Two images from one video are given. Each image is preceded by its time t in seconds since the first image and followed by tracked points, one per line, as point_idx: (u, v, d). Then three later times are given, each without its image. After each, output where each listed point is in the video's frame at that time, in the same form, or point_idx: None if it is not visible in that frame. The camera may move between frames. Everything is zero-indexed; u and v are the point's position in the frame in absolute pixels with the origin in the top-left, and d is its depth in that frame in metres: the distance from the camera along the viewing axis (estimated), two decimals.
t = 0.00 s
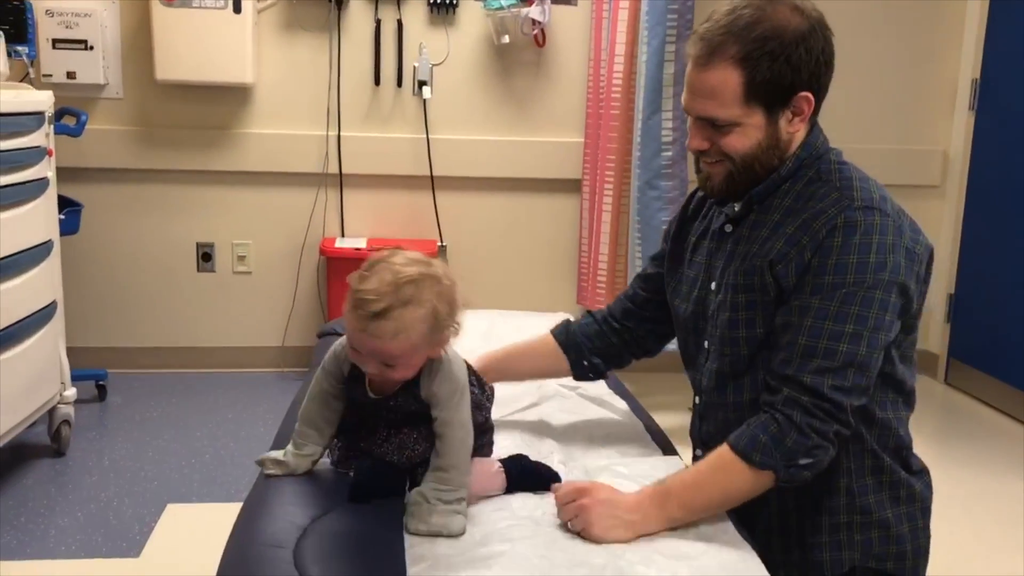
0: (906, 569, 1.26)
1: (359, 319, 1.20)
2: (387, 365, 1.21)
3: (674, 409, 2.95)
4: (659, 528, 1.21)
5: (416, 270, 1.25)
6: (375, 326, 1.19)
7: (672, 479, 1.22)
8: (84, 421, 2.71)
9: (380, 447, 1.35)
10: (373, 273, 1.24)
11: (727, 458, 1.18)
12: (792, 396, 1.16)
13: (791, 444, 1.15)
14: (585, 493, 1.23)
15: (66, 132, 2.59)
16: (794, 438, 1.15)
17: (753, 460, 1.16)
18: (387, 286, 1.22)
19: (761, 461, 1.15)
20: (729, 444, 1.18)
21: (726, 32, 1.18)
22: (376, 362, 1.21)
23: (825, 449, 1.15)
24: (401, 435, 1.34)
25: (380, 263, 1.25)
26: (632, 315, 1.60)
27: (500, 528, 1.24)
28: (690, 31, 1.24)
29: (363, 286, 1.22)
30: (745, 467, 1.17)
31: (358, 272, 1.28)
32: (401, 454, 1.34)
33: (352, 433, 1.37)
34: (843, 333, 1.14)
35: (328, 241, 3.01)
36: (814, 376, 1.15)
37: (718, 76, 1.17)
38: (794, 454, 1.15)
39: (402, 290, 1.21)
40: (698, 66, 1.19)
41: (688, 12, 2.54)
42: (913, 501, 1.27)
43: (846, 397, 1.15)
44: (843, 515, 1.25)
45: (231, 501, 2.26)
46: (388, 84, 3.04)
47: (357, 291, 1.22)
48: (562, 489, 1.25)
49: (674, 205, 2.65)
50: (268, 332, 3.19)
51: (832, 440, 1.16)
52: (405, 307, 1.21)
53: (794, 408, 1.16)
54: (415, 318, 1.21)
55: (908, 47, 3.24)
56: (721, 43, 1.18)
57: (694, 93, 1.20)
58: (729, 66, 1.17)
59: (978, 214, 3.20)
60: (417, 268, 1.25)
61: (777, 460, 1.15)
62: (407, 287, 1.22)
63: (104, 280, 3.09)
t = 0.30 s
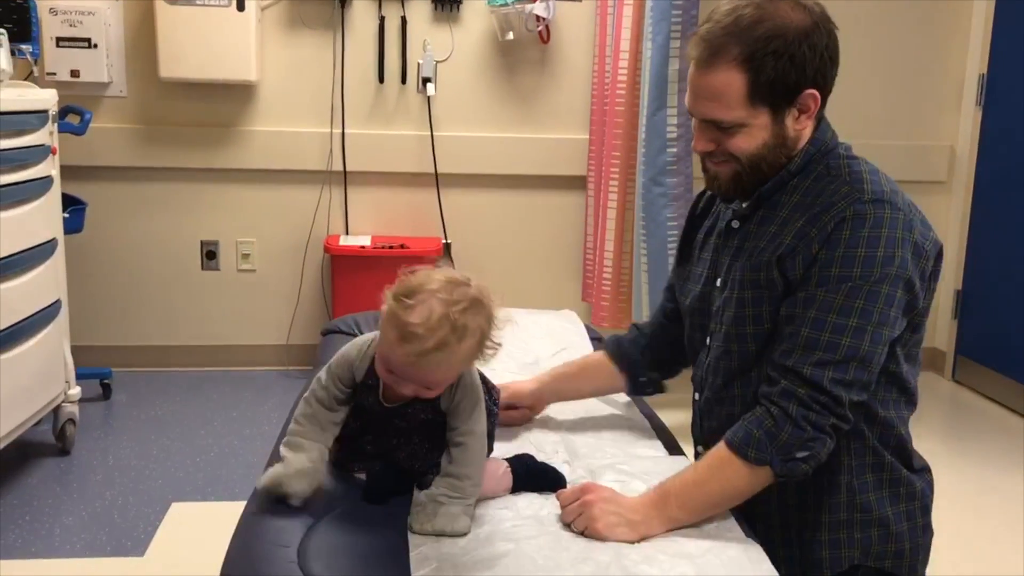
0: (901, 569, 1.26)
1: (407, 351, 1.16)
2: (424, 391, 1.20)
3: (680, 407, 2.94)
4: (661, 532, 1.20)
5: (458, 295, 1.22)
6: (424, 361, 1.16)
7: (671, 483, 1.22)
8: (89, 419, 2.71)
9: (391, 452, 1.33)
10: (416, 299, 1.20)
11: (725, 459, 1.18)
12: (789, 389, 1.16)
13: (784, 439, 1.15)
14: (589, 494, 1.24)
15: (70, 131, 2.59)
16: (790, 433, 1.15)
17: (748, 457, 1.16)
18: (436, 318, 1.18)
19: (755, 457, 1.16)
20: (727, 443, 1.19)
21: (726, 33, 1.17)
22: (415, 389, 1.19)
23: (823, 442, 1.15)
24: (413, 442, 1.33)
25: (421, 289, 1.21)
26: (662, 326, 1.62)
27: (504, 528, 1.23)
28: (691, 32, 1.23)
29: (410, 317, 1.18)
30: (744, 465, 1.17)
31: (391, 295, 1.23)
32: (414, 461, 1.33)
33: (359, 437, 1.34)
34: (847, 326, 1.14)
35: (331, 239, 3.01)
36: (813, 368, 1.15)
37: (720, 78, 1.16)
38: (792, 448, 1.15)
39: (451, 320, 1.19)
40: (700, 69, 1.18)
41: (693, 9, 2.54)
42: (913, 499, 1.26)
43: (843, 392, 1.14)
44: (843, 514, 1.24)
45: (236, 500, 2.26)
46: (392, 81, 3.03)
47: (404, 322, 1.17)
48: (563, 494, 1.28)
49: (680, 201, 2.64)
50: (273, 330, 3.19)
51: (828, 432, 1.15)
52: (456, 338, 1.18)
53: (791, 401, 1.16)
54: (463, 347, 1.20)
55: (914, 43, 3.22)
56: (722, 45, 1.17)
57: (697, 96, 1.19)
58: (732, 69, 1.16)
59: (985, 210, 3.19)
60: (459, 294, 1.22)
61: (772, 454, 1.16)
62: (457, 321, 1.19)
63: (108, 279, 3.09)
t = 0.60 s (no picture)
0: (890, 571, 1.26)
1: (405, 406, 1.12)
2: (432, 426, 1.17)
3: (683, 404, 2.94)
4: (676, 524, 1.22)
5: (441, 333, 1.14)
6: (424, 409, 1.13)
7: (690, 478, 1.23)
8: (95, 424, 2.71)
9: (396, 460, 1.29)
10: (399, 346, 1.13)
11: (748, 461, 1.17)
12: (816, 405, 1.14)
13: (813, 451, 1.13)
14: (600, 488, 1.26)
15: (72, 137, 2.60)
16: (818, 446, 1.13)
17: (775, 464, 1.15)
18: (425, 364, 1.12)
19: (780, 467, 1.15)
20: (753, 447, 1.18)
21: (757, 20, 1.17)
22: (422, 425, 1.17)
23: (850, 457, 1.13)
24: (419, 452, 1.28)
25: (400, 336, 1.13)
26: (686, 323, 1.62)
27: (507, 529, 1.24)
28: (721, 18, 1.23)
29: (396, 372, 1.12)
30: (767, 474, 1.16)
31: (372, 344, 1.16)
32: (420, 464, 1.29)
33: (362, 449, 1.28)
34: (868, 341, 1.11)
35: (333, 241, 3.01)
36: (839, 385, 1.12)
37: (748, 62, 1.16)
38: (817, 461, 1.13)
39: (438, 365, 1.12)
40: (728, 53, 1.19)
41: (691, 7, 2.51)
42: (908, 504, 1.26)
43: (871, 407, 1.12)
44: (842, 518, 1.24)
45: (241, 503, 2.26)
46: (392, 83, 3.03)
47: (390, 378, 1.12)
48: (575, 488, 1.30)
49: (680, 200, 2.64)
50: (276, 333, 3.19)
51: (857, 448, 1.13)
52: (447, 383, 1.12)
53: (818, 416, 1.13)
54: (457, 387, 1.14)
55: (913, 38, 3.22)
56: (752, 30, 1.17)
57: (725, 79, 1.19)
58: (761, 52, 1.16)
59: (986, 204, 3.19)
60: (441, 332, 1.14)
61: (797, 467, 1.14)
62: (446, 361, 1.13)
63: (112, 284, 3.09)
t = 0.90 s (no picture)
0: (890, 573, 1.27)
1: (377, 440, 1.12)
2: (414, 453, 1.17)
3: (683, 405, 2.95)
4: (679, 525, 1.22)
5: (405, 363, 1.13)
6: (397, 440, 1.12)
7: (696, 478, 1.22)
8: (97, 432, 2.72)
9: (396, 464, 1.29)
10: (365, 381, 1.12)
11: (755, 461, 1.16)
12: (821, 403, 1.14)
13: (818, 450, 1.13)
14: (607, 489, 1.28)
15: (71, 146, 2.60)
16: (824, 445, 1.13)
17: (779, 463, 1.14)
18: (391, 398, 1.11)
19: (786, 466, 1.14)
20: (759, 447, 1.17)
21: (757, 21, 1.17)
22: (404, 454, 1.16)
23: (856, 456, 1.13)
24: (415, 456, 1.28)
25: (364, 372, 1.13)
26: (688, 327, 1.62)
27: (504, 534, 1.25)
28: (722, 21, 1.23)
29: (362, 410, 1.11)
30: (773, 473, 1.15)
31: (341, 380, 1.16)
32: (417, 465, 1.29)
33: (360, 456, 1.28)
34: (873, 339, 1.11)
35: (333, 246, 3.02)
36: (844, 383, 1.12)
37: (749, 63, 1.16)
38: (823, 460, 1.13)
39: (404, 397, 1.11)
40: (730, 54, 1.18)
41: (687, 8, 2.52)
42: (909, 508, 1.26)
43: (874, 406, 1.12)
44: (843, 520, 1.24)
45: (243, 509, 2.26)
46: (390, 88, 3.04)
47: (360, 415, 1.12)
48: (587, 491, 1.32)
49: (679, 201, 2.64)
50: (277, 339, 3.20)
51: (862, 447, 1.13)
52: (414, 415, 1.11)
53: (823, 415, 1.14)
54: (429, 415, 1.13)
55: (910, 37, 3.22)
56: (753, 31, 1.16)
57: (727, 82, 1.19)
58: (762, 53, 1.15)
59: (985, 202, 3.19)
60: (406, 362, 1.13)
61: (803, 466, 1.14)
62: (413, 392, 1.11)
63: (112, 291, 3.10)
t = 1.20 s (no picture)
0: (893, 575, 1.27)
1: (379, 422, 1.13)
2: (413, 444, 1.17)
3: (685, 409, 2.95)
4: (682, 529, 1.22)
5: (406, 345, 1.17)
6: (399, 422, 1.14)
7: (700, 481, 1.22)
8: (99, 436, 2.72)
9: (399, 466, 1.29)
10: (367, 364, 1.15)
11: (757, 465, 1.16)
12: (825, 406, 1.14)
13: (821, 452, 1.13)
14: (610, 492, 1.28)
15: (72, 150, 2.61)
16: (826, 447, 1.13)
17: (782, 467, 1.14)
18: (393, 377, 1.14)
19: (790, 468, 1.14)
20: (762, 450, 1.17)
21: (758, 31, 1.17)
22: (404, 446, 1.17)
23: (859, 459, 1.13)
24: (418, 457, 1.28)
25: (366, 355, 1.16)
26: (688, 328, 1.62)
27: (506, 536, 1.25)
28: (723, 31, 1.22)
29: (365, 390, 1.13)
30: (775, 476, 1.15)
31: (341, 371, 1.18)
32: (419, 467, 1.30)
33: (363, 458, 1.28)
34: (880, 343, 1.11)
35: (335, 250, 3.02)
36: (849, 386, 1.12)
37: (752, 74, 1.16)
38: (825, 463, 1.14)
39: (406, 375, 1.14)
40: (732, 66, 1.18)
41: (688, 12, 2.51)
42: (913, 511, 1.26)
43: (879, 410, 1.12)
44: (846, 523, 1.24)
45: (244, 513, 2.26)
46: (391, 92, 3.05)
47: (362, 395, 1.13)
48: (588, 495, 1.32)
49: (680, 205, 2.64)
50: (278, 343, 3.20)
51: (864, 450, 1.13)
52: (417, 391, 1.14)
53: (827, 419, 1.13)
54: (431, 395, 1.16)
55: (910, 40, 3.22)
56: (754, 41, 1.16)
57: (730, 93, 1.19)
58: (764, 64, 1.15)
59: (986, 205, 3.19)
60: (405, 344, 1.17)
61: (806, 468, 1.14)
62: (414, 371, 1.15)
63: (114, 296, 3.10)
